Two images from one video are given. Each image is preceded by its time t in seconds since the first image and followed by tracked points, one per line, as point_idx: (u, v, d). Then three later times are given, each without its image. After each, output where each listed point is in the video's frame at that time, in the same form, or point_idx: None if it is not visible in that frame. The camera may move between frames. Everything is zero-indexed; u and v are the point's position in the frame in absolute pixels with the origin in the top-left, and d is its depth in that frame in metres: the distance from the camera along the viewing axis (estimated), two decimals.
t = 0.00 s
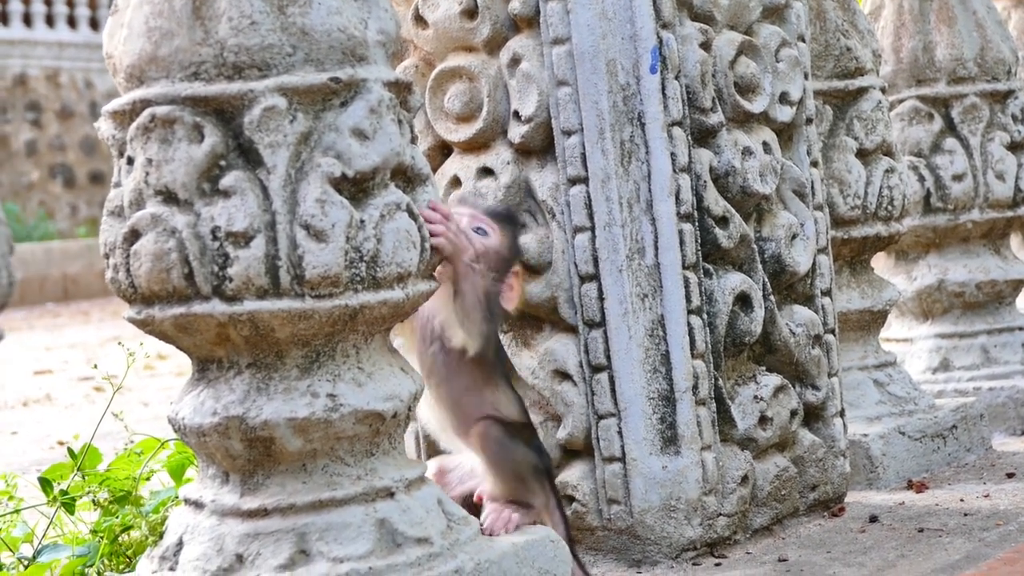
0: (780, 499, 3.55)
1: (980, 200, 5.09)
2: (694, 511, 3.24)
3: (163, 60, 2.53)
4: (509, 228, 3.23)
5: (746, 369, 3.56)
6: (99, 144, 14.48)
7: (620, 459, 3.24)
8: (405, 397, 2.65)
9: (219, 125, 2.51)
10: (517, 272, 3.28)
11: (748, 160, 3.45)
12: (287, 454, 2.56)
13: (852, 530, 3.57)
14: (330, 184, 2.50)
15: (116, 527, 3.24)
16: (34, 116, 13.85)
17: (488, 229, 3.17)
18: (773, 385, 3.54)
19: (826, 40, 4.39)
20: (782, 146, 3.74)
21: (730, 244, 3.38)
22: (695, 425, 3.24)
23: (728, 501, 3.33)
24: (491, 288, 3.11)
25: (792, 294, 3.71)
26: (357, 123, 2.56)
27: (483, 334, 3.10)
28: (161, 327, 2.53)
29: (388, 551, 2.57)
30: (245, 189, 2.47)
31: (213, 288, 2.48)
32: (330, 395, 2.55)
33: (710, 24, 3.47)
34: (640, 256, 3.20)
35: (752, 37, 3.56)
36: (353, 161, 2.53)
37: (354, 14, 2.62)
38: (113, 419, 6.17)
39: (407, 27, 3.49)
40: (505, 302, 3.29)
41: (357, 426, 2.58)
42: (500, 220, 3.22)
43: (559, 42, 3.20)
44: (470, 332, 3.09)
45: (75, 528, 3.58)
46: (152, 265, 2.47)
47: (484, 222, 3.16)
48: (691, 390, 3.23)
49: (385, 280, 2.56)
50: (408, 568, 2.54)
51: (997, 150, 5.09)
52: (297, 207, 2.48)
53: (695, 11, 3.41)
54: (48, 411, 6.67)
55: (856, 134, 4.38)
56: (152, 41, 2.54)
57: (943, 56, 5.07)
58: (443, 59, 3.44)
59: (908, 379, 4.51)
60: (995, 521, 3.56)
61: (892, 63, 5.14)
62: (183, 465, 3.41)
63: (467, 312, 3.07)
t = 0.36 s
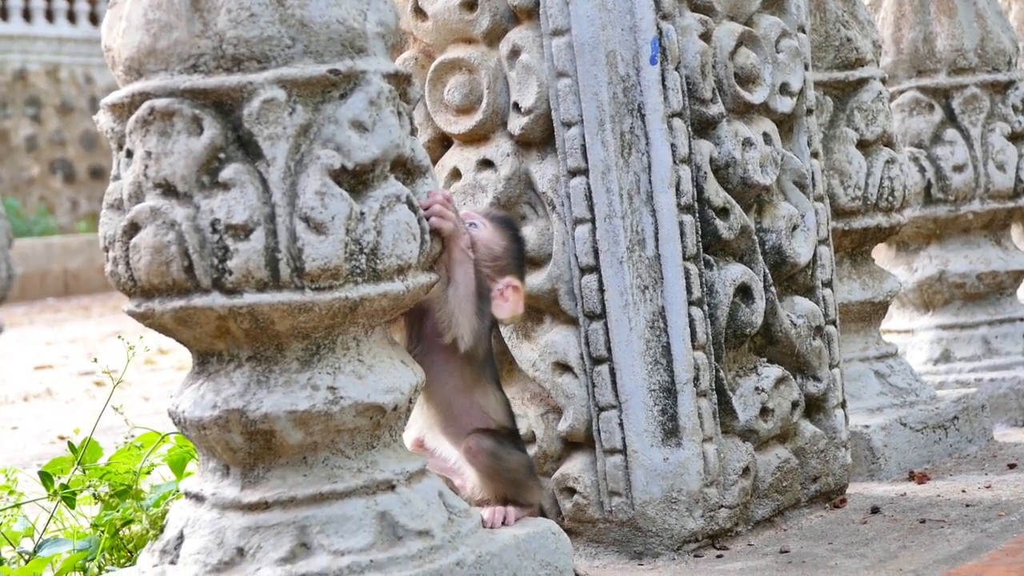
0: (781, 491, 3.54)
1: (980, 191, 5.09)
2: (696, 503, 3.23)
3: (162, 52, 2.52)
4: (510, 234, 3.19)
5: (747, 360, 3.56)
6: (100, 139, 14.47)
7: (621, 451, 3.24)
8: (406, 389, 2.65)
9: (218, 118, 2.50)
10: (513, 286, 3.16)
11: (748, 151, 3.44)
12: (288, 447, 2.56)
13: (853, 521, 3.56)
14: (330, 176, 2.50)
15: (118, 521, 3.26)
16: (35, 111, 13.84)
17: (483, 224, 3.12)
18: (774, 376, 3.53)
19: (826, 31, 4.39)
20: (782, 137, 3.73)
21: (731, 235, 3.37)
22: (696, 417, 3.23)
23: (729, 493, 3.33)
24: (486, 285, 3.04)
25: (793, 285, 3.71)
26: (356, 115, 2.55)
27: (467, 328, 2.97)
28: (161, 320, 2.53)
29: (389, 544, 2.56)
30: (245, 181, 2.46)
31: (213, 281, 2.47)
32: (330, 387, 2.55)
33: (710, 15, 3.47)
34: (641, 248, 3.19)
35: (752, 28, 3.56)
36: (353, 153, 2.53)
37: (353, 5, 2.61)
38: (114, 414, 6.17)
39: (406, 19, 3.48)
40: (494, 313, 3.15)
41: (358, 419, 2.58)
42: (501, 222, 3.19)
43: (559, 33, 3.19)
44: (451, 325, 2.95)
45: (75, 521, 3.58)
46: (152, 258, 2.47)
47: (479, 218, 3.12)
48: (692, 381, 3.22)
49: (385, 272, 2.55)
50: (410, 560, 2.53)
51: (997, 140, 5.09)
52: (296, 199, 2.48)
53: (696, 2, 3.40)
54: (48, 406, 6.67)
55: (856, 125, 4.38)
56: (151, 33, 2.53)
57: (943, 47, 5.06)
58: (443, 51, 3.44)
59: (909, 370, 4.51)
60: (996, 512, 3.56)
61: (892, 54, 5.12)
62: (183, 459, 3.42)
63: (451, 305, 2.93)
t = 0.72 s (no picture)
0: (776, 486, 3.55)
1: (976, 186, 5.10)
2: (690, 497, 3.24)
3: (156, 47, 2.52)
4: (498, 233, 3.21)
5: (742, 355, 3.56)
6: (98, 133, 14.46)
7: (615, 445, 3.24)
8: (400, 384, 2.65)
9: (212, 113, 2.50)
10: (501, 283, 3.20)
11: (743, 146, 3.44)
12: (281, 442, 2.56)
13: (848, 516, 3.57)
14: (323, 171, 2.50)
15: (112, 515, 3.25)
16: (32, 105, 13.83)
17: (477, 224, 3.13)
18: (768, 371, 3.53)
19: (821, 26, 4.39)
20: (777, 132, 3.73)
21: (725, 230, 3.37)
22: (690, 412, 3.24)
23: (724, 488, 3.33)
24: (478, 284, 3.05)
25: (788, 280, 3.71)
26: (350, 110, 2.55)
27: (457, 326, 2.97)
28: (154, 315, 2.53)
29: (383, 538, 2.57)
30: (238, 176, 2.46)
31: (206, 276, 2.47)
32: (324, 382, 2.55)
33: (704, 10, 3.47)
34: (635, 242, 3.19)
35: (746, 23, 3.56)
36: (347, 148, 2.53)
37: None
38: (110, 408, 6.17)
39: (401, 14, 3.50)
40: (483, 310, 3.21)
41: (351, 414, 2.58)
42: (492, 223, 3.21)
43: (553, 28, 3.19)
44: (442, 323, 2.96)
45: (70, 516, 3.58)
46: (145, 253, 2.47)
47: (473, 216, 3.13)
48: (686, 376, 3.23)
49: (379, 267, 2.55)
50: (403, 555, 2.53)
51: (993, 135, 5.10)
52: (290, 194, 2.48)
53: None
54: (45, 400, 6.67)
55: (852, 120, 4.38)
56: (145, 29, 2.53)
57: (939, 42, 5.05)
58: (437, 46, 3.45)
59: (904, 364, 4.52)
60: (991, 506, 3.57)
61: (888, 49, 5.11)
62: (179, 453, 3.41)
63: (443, 302, 2.93)
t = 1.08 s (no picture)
0: (772, 473, 3.55)
1: (970, 172, 5.10)
2: (686, 484, 3.24)
3: (150, 36, 2.50)
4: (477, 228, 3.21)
5: (738, 342, 3.56)
6: (92, 125, 14.44)
7: (611, 433, 3.24)
8: (395, 372, 2.65)
9: (206, 101, 2.50)
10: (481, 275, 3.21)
11: (737, 133, 3.44)
12: (277, 430, 2.56)
13: (844, 502, 3.57)
14: (318, 159, 2.50)
15: (108, 505, 3.25)
16: (26, 97, 13.79)
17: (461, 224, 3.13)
18: (764, 358, 3.53)
19: (815, 13, 4.39)
20: (772, 119, 3.73)
21: (720, 217, 3.37)
22: (686, 399, 3.23)
23: (720, 475, 3.33)
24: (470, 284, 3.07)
25: (783, 267, 3.71)
26: (344, 98, 2.55)
27: (449, 319, 2.98)
28: (150, 304, 2.53)
29: (379, 526, 2.57)
30: (233, 164, 2.46)
31: (201, 264, 2.47)
32: (320, 370, 2.55)
33: None
34: (630, 230, 3.19)
35: (741, 10, 3.55)
36: (341, 136, 2.53)
37: None
38: (106, 399, 6.17)
39: (396, 2, 3.51)
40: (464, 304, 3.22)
41: (347, 402, 2.58)
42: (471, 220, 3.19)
43: (547, 16, 3.19)
44: (432, 313, 2.95)
45: (66, 507, 3.58)
46: (140, 242, 2.46)
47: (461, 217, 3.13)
48: (682, 363, 3.22)
49: (374, 255, 2.55)
50: (399, 543, 2.54)
51: (987, 122, 5.09)
52: (285, 182, 2.48)
53: None
54: (40, 392, 6.66)
55: (846, 107, 4.38)
56: (138, 17, 2.52)
57: (933, 29, 5.05)
58: (431, 34, 3.45)
59: (900, 351, 4.52)
60: (987, 492, 3.57)
61: (882, 36, 5.13)
62: (174, 444, 3.41)
63: (435, 290, 2.93)
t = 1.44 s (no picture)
0: (763, 458, 3.56)
1: (960, 157, 5.11)
2: (677, 470, 3.24)
3: (139, 22, 2.49)
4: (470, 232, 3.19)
5: (728, 328, 3.57)
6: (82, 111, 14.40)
7: (602, 419, 3.25)
8: (386, 358, 2.65)
9: (196, 88, 2.49)
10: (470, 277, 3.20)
11: (728, 118, 3.44)
12: (268, 417, 2.56)
13: (835, 487, 3.58)
14: (308, 145, 2.49)
15: (98, 493, 3.24)
16: (16, 84, 13.73)
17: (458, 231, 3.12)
18: (755, 343, 3.53)
19: None
20: (762, 104, 3.73)
21: (711, 202, 3.37)
22: (677, 385, 3.23)
23: (711, 460, 3.33)
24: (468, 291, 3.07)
25: (774, 252, 3.71)
26: (334, 84, 2.54)
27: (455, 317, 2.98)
28: (140, 291, 2.52)
29: (370, 512, 2.57)
30: (223, 151, 2.45)
31: (192, 251, 2.46)
32: (310, 356, 2.55)
33: None
34: (621, 215, 3.19)
35: None
36: (332, 122, 2.52)
37: None
38: (96, 386, 6.16)
39: None
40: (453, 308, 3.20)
41: (338, 388, 2.58)
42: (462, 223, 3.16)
43: (538, 2, 3.19)
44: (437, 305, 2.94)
45: (58, 494, 3.57)
46: (130, 228, 2.46)
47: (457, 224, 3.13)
48: (673, 348, 3.22)
49: (364, 241, 2.55)
50: (390, 529, 2.54)
51: (977, 107, 5.10)
52: (275, 168, 2.47)
53: None
54: (31, 379, 6.65)
55: (836, 92, 4.37)
56: (127, 3, 2.50)
57: (923, 14, 5.03)
58: (421, 20, 3.46)
59: (891, 336, 4.53)
60: (977, 477, 3.58)
61: (872, 21, 5.10)
62: (165, 430, 3.41)
63: (439, 281, 2.92)
